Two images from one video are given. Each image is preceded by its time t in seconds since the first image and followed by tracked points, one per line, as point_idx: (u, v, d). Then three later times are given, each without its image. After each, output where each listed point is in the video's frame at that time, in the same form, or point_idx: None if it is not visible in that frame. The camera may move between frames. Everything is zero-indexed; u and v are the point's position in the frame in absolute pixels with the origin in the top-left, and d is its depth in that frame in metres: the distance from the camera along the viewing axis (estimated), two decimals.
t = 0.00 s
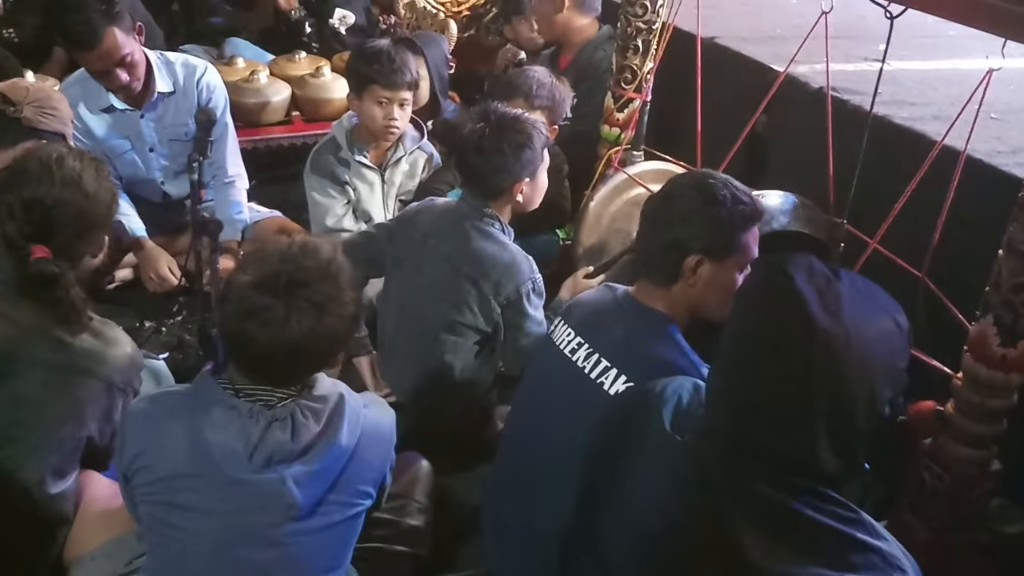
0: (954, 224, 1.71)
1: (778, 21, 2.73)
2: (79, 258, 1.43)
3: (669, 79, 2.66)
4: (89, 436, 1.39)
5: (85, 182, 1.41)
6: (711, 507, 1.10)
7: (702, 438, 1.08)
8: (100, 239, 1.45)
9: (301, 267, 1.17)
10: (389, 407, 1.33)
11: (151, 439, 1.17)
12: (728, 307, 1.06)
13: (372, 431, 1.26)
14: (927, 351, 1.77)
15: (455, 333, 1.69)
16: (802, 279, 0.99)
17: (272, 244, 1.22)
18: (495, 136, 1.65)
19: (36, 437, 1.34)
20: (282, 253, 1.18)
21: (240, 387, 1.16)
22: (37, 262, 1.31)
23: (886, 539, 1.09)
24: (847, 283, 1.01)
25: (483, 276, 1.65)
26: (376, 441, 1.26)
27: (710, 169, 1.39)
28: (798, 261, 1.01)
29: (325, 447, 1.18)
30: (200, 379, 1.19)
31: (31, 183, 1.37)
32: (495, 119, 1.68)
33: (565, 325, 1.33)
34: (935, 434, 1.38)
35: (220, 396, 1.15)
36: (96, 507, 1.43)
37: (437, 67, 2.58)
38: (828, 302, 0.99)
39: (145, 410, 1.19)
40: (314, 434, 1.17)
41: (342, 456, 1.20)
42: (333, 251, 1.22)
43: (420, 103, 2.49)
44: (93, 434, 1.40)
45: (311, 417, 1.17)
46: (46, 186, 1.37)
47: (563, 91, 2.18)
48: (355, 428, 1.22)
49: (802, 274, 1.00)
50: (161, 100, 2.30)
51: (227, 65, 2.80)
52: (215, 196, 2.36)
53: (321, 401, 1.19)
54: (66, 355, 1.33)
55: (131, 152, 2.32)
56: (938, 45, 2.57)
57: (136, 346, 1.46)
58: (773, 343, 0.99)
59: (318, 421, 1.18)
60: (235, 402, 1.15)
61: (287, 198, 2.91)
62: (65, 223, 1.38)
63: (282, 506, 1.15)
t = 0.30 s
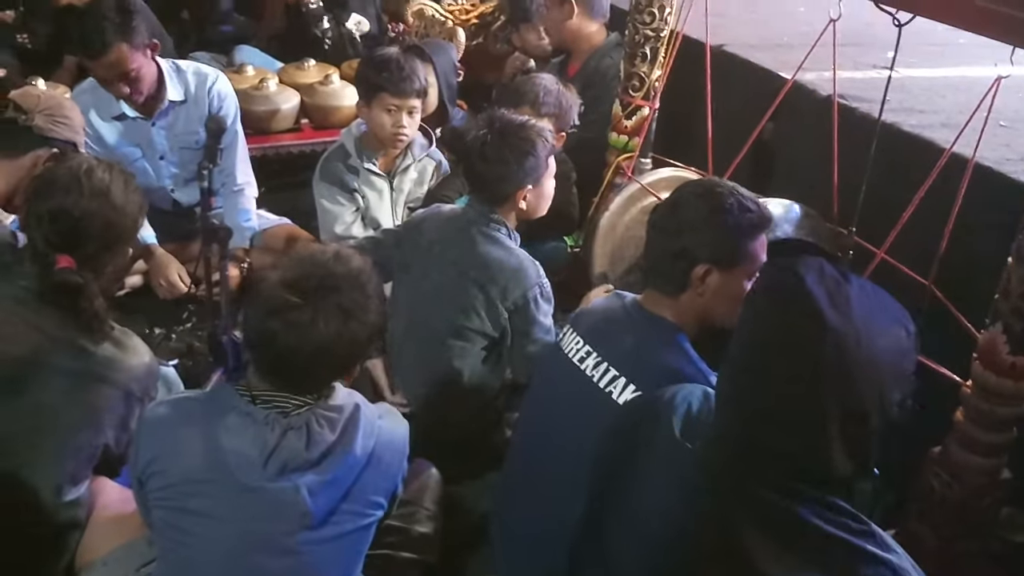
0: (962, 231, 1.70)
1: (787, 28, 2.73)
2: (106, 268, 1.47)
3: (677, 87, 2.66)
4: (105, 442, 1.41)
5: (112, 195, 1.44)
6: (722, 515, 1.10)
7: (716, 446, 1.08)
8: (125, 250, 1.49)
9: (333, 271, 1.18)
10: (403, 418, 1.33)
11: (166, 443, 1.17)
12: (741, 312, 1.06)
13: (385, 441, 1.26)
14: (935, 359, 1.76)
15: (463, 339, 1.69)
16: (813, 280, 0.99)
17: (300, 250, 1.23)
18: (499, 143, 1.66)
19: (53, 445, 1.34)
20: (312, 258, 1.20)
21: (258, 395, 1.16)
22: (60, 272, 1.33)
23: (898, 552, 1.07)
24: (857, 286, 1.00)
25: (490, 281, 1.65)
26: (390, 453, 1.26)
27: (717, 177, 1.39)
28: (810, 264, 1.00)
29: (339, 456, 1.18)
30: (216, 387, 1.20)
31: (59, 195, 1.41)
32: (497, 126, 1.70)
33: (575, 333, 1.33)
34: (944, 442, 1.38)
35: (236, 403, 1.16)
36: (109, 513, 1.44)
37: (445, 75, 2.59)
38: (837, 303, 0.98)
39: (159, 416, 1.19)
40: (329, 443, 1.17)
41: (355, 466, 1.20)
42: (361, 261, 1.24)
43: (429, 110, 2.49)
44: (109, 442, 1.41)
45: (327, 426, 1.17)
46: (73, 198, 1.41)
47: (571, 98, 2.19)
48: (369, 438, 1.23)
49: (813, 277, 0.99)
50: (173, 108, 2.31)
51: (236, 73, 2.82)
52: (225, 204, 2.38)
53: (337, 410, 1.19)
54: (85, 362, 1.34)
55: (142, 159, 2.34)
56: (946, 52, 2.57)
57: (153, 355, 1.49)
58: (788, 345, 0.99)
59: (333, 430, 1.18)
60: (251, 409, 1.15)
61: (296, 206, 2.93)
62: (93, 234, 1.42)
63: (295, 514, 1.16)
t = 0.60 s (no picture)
0: (968, 240, 1.71)
1: (794, 37, 2.74)
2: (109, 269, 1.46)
3: (684, 95, 2.67)
4: (111, 446, 1.38)
5: (114, 196, 1.44)
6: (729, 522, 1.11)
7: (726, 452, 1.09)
8: (127, 251, 1.49)
9: (351, 276, 1.19)
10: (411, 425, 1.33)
11: (176, 448, 1.18)
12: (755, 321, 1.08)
13: (393, 447, 1.26)
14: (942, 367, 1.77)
15: (471, 345, 1.70)
16: (829, 292, 1.01)
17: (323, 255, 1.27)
18: (508, 152, 1.67)
19: (59, 449, 1.34)
20: (330, 265, 1.21)
21: (270, 400, 1.16)
22: (63, 273, 1.32)
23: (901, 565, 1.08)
24: (871, 301, 1.02)
25: (497, 287, 1.66)
26: (399, 459, 1.27)
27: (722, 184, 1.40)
28: (825, 277, 1.03)
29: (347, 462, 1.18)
30: (227, 391, 1.20)
31: (62, 196, 1.40)
32: (504, 134, 1.72)
33: (581, 339, 1.33)
34: (950, 449, 1.38)
35: (246, 407, 1.17)
36: (116, 515, 1.44)
37: (453, 83, 2.60)
38: (851, 314, 1.00)
39: (169, 419, 1.20)
40: (339, 448, 1.18)
41: (364, 471, 1.21)
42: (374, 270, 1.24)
43: (436, 118, 2.50)
44: (116, 446, 1.39)
45: (336, 432, 1.18)
46: (76, 200, 1.40)
47: (578, 106, 2.20)
48: (378, 444, 1.23)
49: (829, 291, 1.01)
50: (185, 114, 2.33)
51: (246, 81, 2.84)
52: (233, 210, 2.37)
53: (348, 416, 1.20)
54: (91, 364, 1.34)
55: (152, 165, 2.35)
56: (953, 61, 2.58)
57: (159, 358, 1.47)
58: (800, 355, 1.00)
59: (342, 436, 1.19)
60: (262, 414, 1.16)
61: (305, 212, 2.94)
62: (95, 235, 1.41)
63: (303, 518, 1.16)
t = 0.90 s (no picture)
0: (970, 242, 1.71)
1: (795, 41, 2.75)
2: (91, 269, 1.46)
3: (686, 100, 2.68)
4: (102, 446, 1.40)
5: (88, 193, 1.45)
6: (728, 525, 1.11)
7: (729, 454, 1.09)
8: (106, 250, 1.49)
9: (359, 276, 1.21)
10: (414, 428, 1.34)
11: (180, 452, 1.19)
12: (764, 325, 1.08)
13: (397, 451, 1.27)
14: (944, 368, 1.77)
15: (477, 351, 1.70)
16: (841, 298, 1.01)
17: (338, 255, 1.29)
18: (513, 158, 1.69)
19: (50, 449, 1.34)
20: (343, 260, 1.24)
21: (270, 406, 1.19)
22: (41, 273, 1.33)
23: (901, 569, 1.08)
24: (885, 308, 1.02)
25: (503, 292, 1.67)
26: (402, 462, 1.27)
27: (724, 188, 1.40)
28: (839, 283, 1.04)
29: (350, 466, 1.19)
30: (231, 395, 1.21)
31: (38, 195, 1.41)
32: (510, 139, 1.74)
33: (583, 342, 1.34)
34: (953, 451, 1.38)
35: (250, 411, 1.18)
36: (122, 522, 1.44)
37: (457, 89, 2.62)
38: (863, 319, 1.00)
39: (174, 423, 1.21)
40: (341, 451, 1.18)
41: (368, 475, 1.21)
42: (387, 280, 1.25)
43: (440, 124, 2.51)
44: (105, 445, 1.41)
45: (339, 435, 1.19)
46: (50, 198, 1.41)
47: (582, 111, 2.21)
48: (381, 448, 1.23)
49: (842, 297, 1.01)
50: (194, 121, 2.33)
51: (250, 87, 2.85)
52: (239, 216, 2.38)
53: (351, 419, 1.20)
54: (82, 366, 1.34)
55: (160, 171, 2.36)
56: (955, 64, 2.58)
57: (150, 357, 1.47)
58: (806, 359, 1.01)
59: (345, 439, 1.19)
60: (264, 417, 1.17)
61: (310, 218, 2.95)
62: (72, 233, 1.42)
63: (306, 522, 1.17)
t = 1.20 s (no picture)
0: (965, 241, 1.72)
1: (792, 42, 2.77)
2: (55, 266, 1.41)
3: (683, 100, 2.69)
4: (80, 446, 1.36)
5: (42, 187, 1.40)
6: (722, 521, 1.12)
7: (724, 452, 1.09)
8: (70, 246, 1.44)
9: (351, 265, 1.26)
10: (409, 426, 1.35)
11: (176, 450, 1.19)
12: (758, 320, 1.11)
13: (392, 448, 1.28)
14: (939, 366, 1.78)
15: (479, 350, 1.71)
16: (836, 294, 1.03)
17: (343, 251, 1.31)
18: (511, 155, 1.69)
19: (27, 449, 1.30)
20: (351, 251, 1.30)
21: (268, 401, 1.20)
22: None
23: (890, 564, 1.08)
24: (875, 303, 1.05)
25: (506, 292, 1.66)
26: (398, 459, 1.28)
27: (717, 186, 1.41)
28: (832, 279, 1.05)
29: (346, 461, 1.20)
30: (228, 392, 1.22)
31: None
32: (517, 140, 1.73)
33: (581, 342, 1.35)
34: (948, 448, 1.39)
35: (247, 408, 1.18)
36: (122, 519, 1.44)
37: (456, 90, 2.63)
38: (858, 315, 1.02)
39: (170, 421, 1.21)
40: (337, 446, 1.20)
41: (364, 471, 1.22)
42: (378, 274, 1.27)
43: (439, 124, 2.52)
44: (83, 445, 1.37)
45: (335, 431, 1.20)
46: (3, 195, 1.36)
47: (581, 112, 2.22)
48: (377, 445, 1.24)
49: (835, 292, 1.03)
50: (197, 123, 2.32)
51: (248, 88, 2.86)
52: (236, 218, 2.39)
53: (346, 415, 1.22)
54: (55, 367, 1.30)
55: (160, 172, 2.36)
56: (950, 64, 2.60)
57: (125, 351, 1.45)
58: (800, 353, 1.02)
59: (341, 435, 1.20)
60: (261, 414, 1.18)
61: (307, 218, 2.96)
62: (30, 232, 1.37)
63: (303, 517, 1.17)
